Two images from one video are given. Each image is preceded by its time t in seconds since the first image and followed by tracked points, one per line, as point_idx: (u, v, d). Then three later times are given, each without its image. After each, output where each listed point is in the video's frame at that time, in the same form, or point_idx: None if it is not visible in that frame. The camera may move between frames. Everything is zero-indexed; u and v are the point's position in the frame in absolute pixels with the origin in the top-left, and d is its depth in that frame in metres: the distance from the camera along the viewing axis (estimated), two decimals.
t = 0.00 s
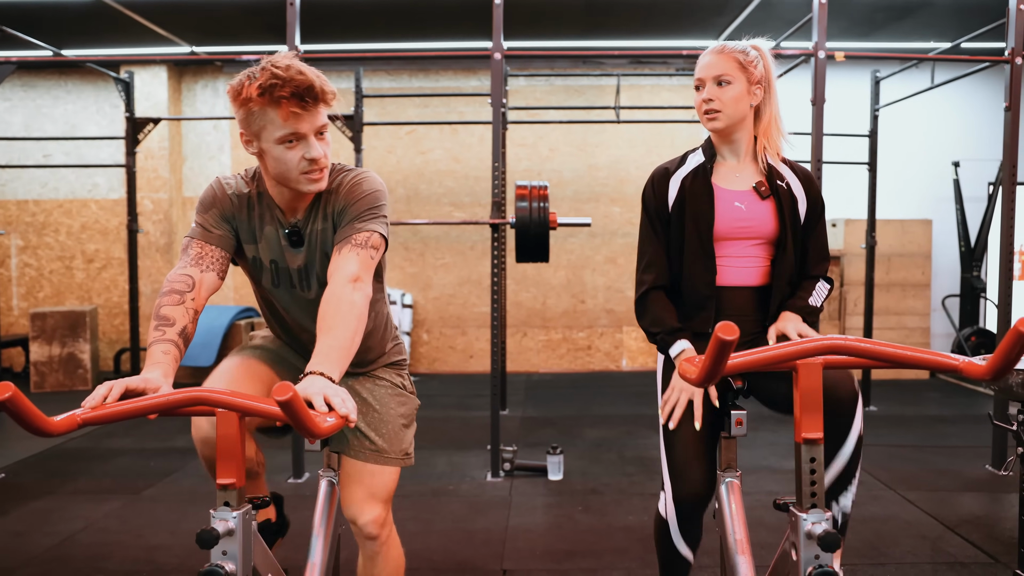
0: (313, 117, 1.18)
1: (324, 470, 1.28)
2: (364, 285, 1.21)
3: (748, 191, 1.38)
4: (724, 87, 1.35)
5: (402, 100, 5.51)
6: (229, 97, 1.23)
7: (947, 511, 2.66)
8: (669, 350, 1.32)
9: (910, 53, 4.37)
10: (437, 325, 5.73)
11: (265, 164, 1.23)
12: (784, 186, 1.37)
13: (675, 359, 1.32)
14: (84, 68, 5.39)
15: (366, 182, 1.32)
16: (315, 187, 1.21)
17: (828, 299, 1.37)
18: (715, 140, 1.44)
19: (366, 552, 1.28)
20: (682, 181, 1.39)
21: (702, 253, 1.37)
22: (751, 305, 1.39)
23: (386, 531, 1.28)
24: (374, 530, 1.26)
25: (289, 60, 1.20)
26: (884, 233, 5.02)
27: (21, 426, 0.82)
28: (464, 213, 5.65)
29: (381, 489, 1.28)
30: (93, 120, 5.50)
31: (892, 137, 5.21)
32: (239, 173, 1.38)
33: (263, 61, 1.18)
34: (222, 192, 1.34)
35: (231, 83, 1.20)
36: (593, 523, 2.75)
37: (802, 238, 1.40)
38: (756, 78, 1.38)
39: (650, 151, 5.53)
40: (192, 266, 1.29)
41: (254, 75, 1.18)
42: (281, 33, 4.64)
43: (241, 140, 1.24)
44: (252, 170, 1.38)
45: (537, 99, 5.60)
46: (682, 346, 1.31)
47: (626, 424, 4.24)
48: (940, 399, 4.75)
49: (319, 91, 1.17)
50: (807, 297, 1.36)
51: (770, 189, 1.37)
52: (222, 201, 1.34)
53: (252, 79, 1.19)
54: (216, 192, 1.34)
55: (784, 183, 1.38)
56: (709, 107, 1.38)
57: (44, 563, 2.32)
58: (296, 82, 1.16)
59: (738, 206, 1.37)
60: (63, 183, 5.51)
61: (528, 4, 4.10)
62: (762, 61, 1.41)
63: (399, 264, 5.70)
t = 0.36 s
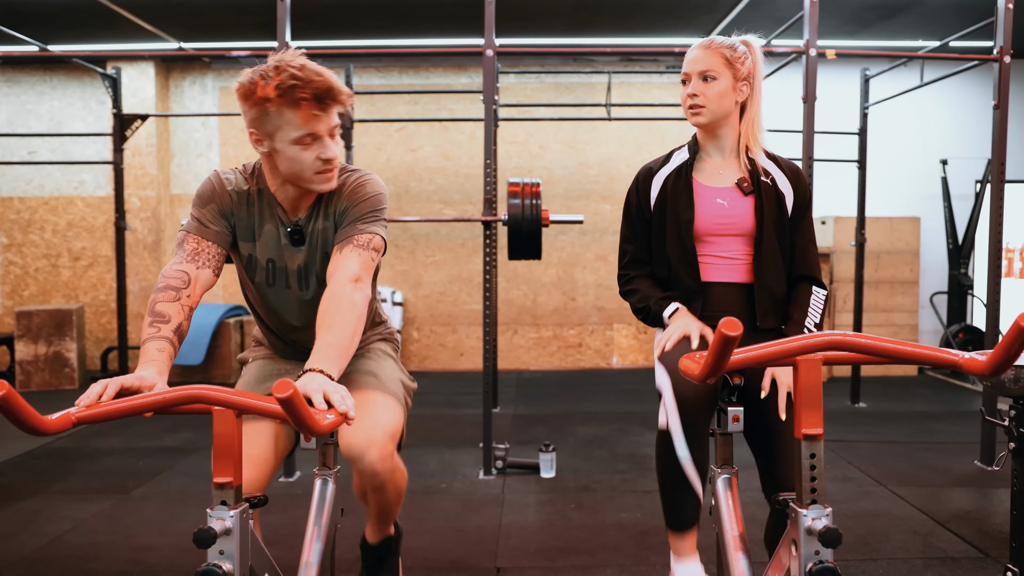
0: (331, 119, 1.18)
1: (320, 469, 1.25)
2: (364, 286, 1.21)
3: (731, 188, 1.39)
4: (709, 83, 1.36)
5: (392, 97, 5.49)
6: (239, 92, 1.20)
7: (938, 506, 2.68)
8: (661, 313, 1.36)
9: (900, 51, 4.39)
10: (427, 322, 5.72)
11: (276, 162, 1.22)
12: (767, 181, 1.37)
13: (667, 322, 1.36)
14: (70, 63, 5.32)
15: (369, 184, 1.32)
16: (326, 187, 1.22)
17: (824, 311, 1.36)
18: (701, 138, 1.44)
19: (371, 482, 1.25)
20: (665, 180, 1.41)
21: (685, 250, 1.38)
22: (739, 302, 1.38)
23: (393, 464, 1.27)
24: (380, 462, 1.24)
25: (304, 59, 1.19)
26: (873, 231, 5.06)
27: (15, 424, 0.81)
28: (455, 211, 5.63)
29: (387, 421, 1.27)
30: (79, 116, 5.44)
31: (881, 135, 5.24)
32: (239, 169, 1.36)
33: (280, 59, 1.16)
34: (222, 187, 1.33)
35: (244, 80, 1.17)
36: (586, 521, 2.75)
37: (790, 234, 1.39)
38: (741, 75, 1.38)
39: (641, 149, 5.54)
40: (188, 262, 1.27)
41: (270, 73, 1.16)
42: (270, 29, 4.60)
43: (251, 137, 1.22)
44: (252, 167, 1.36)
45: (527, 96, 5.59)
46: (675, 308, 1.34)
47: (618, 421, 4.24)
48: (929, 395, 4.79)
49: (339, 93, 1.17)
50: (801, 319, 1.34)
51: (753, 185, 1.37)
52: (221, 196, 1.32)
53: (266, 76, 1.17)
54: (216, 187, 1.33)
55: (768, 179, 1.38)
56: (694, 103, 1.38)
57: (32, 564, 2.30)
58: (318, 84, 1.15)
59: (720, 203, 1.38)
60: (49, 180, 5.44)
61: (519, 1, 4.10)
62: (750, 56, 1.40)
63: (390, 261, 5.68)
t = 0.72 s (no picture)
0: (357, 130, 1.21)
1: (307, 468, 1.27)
2: (357, 283, 1.20)
3: (733, 189, 1.39)
4: (711, 85, 1.35)
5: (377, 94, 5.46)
6: (259, 99, 1.16)
7: (920, 503, 2.71)
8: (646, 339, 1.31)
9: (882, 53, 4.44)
10: (411, 321, 5.70)
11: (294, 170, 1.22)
12: (768, 183, 1.38)
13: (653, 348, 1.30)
14: (49, 57, 5.23)
15: (364, 181, 1.32)
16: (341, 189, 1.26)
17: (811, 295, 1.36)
18: (702, 138, 1.44)
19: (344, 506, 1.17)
20: (668, 179, 1.40)
21: (686, 250, 1.37)
22: (736, 300, 1.39)
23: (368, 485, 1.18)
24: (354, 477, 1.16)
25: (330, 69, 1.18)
26: (856, 231, 5.11)
27: None
28: (440, 209, 5.61)
29: (364, 434, 1.21)
30: (58, 111, 5.35)
31: (864, 136, 5.30)
32: (231, 163, 1.34)
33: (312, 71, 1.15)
34: (216, 182, 1.30)
35: (273, 91, 1.14)
36: (572, 519, 2.75)
37: (788, 235, 1.41)
38: (741, 75, 1.38)
39: (626, 148, 5.55)
40: (177, 257, 1.25)
41: (305, 87, 1.14)
42: (254, 24, 4.55)
43: (269, 145, 1.19)
44: (245, 162, 1.34)
45: (513, 95, 5.58)
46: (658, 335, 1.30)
47: (603, 420, 4.25)
48: (909, 394, 4.85)
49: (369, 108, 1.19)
50: (791, 293, 1.35)
51: (754, 186, 1.37)
52: (215, 192, 1.30)
53: (296, 87, 1.14)
54: (209, 182, 1.30)
55: (768, 180, 1.39)
56: (695, 104, 1.38)
57: (10, 566, 2.26)
58: (352, 100, 1.16)
59: (722, 204, 1.38)
60: (26, 175, 5.34)
61: None
62: (749, 56, 1.40)
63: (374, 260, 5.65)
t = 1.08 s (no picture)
0: (306, 119, 1.17)
1: (283, 469, 1.23)
2: (324, 279, 1.17)
3: (694, 183, 1.38)
4: (672, 80, 1.35)
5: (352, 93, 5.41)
6: (202, 96, 1.13)
7: (896, 498, 2.74)
8: (623, 306, 1.35)
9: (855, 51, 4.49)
10: (388, 321, 5.65)
11: (246, 166, 1.19)
12: (731, 176, 1.37)
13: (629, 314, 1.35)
14: (17, 56, 5.11)
15: (325, 174, 1.28)
16: (298, 183, 1.22)
17: (788, 307, 1.37)
18: (664, 134, 1.44)
19: (331, 545, 1.21)
20: (628, 176, 1.41)
21: (650, 245, 1.37)
22: (704, 295, 1.37)
23: (351, 523, 1.22)
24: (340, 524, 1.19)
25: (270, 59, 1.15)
26: (831, 227, 5.16)
27: None
28: (416, 208, 5.57)
29: (344, 481, 1.21)
30: (27, 111, 5.22)
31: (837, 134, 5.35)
32: (190, 163, 1.30)
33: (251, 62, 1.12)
34: (173, 183, 1.26)
35: (212, 87, 1.12)
36: (551, 518, 2.74)
37: (754, 227, 1.40)
38: (703, 71, 1.38)
39: (601, 146, 5.56)
40: (137, 261, 1.22)
41: (244, 78, 1.11)
42: (226, 22, 4.47)
43: (217, 142, 1.16)
44: (204, 160, 1.30)
45: (488, 93, 5.56)
46: (635, 300, 1.34)
47: (581, 418, 4.25)
48: (885, 389, 4.91)
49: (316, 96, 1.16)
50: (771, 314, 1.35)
51: (716, 180, 1.37)
52: (173, 194, 1.26)
53: (235, 80, 1.11)
54: (166, 183, 1.26)
55: (731, 174, 1.38)
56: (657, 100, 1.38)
57: None
58: (296, 88, 1.13)
59: (684, 198, 1.37)
60: None
61: None
62: (710, 53, 1.40)
63: (349, 259, 5.60)
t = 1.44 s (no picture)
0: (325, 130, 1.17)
1: (273, 471, 1.21)
2: (321, 285, 1.16)
3: (696, 182, 1.37)
4: (677, 77, 1.35)
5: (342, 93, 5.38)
6: (224, 101, 1.11)
7: (889, 499, 2.75)
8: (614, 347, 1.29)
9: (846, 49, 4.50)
10: (379, 320, 5.63)
11: (260, 171, 1.17)
12: (730, 174, 1.37)
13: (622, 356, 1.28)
14: (11, 59, 5.05)
15: (329, 182, 1.28)
16: (307, 190, 1.22)
17: (783, 287, 1.37)
18: (662, 135, 1.42)
19: (311, 447, 1.18)
20: (630, 175, 1.37)
21: (652, 246, 1.35)
22: (700, 295, 1.37)
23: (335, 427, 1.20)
24: (322, 424, 1.17)
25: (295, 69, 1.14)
26: (822, 225, 5.17)
27: None
28: (406, 208, 5.55)
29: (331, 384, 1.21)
30: (21, 113, 5.17)
31: (830, 132, 5.37)
32: (194, 163, 1.29)
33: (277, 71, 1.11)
34: (177, 181, 1.25)
35: (236, 92, 1.10)
36: (542, 518, 2.73)
37: (753, 227, 1.40)
38: (704, 71, 1.38)
39: (591, 145, 5.55)
40: (136, 259, 1.20)
41: (271, 87, 1.09)
42: (216, 23, 4.43)
43: (234, 148, 1.14)
44: (209, 161, 1.29)
45: (478, 93, 5.55)
46: (627, 343, 1.27)
47: (572, 417, 4.25)
48: (877, 387, 4.92)
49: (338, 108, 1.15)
50: (759, 285, 1.35)
51: (717, 179, 1.36)
52: (177, 192, 1.25)
53: (261, 88, 1.10)
54: (170, 181, 1.25)
55: (730, 172, 1.37)
56: (665, 99, 1.36)
57: None
58: (319, 100, 1.12)
59: (686, 198, 1.36)
60: None
61: None
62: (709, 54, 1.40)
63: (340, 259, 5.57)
